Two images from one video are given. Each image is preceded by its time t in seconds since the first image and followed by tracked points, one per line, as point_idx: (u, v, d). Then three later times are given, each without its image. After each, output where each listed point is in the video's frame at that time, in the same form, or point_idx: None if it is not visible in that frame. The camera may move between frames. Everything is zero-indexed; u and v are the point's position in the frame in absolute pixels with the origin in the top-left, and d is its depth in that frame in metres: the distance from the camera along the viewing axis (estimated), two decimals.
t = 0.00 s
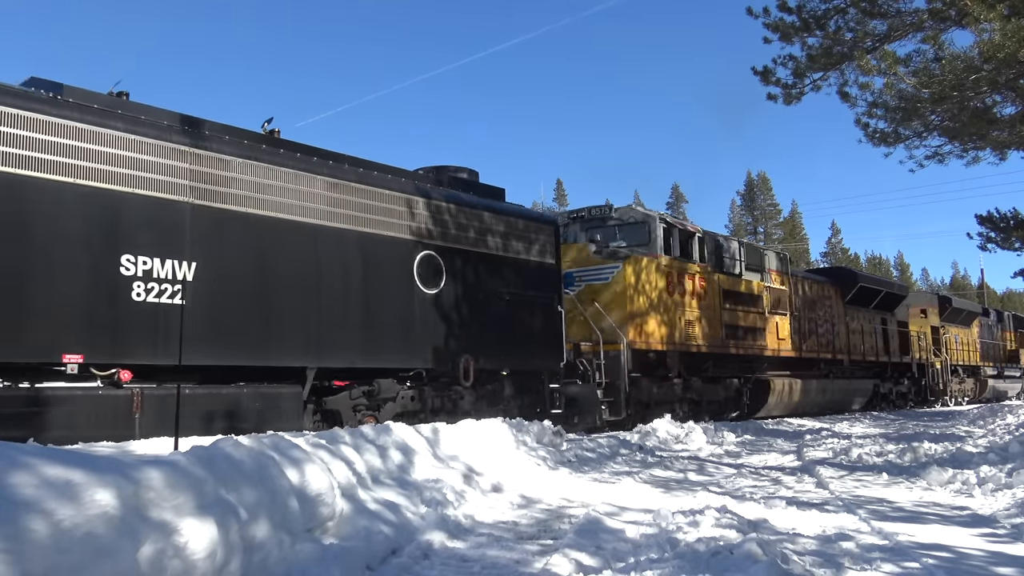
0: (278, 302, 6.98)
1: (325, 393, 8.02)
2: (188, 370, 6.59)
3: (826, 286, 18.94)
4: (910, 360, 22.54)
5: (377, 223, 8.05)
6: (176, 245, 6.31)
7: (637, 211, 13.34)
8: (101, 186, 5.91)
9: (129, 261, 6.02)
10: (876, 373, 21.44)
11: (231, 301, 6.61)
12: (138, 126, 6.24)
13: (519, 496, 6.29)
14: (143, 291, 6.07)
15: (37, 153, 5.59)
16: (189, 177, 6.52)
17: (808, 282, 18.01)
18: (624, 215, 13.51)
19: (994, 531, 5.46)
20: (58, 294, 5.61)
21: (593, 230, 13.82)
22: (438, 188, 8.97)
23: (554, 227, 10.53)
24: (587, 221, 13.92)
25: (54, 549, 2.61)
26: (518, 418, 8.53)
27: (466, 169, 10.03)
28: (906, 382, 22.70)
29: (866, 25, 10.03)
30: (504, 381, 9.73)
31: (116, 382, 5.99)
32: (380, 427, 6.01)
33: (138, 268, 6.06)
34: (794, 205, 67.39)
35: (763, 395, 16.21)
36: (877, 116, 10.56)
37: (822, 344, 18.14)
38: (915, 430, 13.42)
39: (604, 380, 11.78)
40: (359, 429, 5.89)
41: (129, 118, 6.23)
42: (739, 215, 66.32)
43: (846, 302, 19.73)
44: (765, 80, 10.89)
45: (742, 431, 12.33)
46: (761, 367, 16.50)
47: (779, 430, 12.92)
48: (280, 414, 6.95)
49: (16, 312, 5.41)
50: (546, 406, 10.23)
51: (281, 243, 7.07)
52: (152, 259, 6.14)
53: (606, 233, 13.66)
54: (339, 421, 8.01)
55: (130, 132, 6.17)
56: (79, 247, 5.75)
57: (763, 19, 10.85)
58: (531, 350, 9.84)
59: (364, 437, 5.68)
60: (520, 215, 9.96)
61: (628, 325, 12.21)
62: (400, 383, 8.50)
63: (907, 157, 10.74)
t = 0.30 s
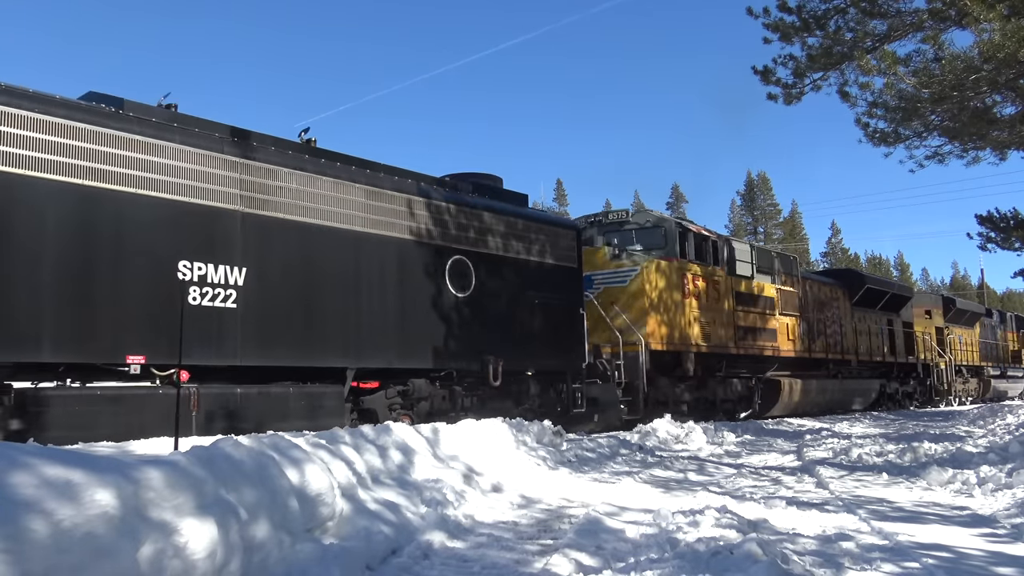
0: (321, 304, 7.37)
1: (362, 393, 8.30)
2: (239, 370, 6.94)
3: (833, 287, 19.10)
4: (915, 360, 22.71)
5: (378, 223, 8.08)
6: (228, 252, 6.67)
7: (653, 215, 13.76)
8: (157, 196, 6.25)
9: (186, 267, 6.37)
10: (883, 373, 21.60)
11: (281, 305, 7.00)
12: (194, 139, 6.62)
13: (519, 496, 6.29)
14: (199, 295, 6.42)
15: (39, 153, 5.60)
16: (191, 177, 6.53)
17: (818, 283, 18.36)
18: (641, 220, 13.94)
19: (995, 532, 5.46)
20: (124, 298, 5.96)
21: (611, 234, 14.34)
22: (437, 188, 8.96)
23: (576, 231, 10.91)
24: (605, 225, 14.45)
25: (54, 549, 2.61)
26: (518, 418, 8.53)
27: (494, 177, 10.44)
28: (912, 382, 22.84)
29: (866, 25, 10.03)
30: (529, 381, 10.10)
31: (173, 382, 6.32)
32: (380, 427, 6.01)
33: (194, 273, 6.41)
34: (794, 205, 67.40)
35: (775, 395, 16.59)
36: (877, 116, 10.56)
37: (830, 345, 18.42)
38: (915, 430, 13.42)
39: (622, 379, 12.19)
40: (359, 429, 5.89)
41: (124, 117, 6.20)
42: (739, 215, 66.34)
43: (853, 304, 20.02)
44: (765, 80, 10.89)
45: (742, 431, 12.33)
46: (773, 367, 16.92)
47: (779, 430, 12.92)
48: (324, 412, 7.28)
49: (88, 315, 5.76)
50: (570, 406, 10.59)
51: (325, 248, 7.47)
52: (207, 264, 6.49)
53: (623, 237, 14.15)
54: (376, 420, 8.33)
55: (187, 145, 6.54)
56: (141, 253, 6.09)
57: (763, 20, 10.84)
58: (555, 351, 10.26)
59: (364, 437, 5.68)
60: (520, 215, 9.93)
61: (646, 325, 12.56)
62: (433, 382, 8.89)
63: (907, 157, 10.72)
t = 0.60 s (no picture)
0: (365, 306, 7.81)
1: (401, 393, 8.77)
2: (291, 370, 7.38)
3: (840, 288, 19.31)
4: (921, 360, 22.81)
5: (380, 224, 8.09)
6: (281, 258, 7.09)
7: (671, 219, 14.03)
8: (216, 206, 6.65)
9: (244, 273, 6.78)
10: (889, 373, 21.71)
11: (330, 309, 7.44)
12: (251, 151, 7.04)
13: (519, 496, 6.28)
14: (255, 300, 6.83)
15: (90, 161, 5.88)
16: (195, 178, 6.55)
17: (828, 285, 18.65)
18: (659, 224, 14.26)
19: (994, 532, 5.46)
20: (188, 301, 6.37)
21: (629, 238, 14.70)
22: (438, 188, 8.96)
23: (599, 236, 11.33)
24: (624, 229, 14.85)
25: (54, 549, 2.61)
26: (518, 418, 8.53)
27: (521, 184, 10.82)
28: (919, 382, 22.91)
29: (866, 24, 10.02)
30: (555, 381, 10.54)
31: (231, 381, 6.77)
32: (380, 427, 6.01)
33: (251, 279, 6.82)
34: (795, 205, 67.42)
35: (787, 395, 16.89)
36: (877, 116, 10.56)
37: (838, 346, 18.63)
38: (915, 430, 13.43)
39: (644, 379, 12.52)
40: (359, 429, 5.89)
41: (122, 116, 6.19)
42: (739, 215, 66.36)
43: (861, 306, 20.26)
44: (765, 80, 10.88)
45: (741, 431, 12.34)
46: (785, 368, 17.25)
47: (779, 430, 12.92)
48: (369, 412, 7.67)
49: (155, 319, 6.17)
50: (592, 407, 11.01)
51: (370, 253, 7.92)
52: (264, 270, 6.91)
53: (641, 240, 14.50)
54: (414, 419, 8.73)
55: (245, 157, 6.96)
56: (203, 260, 6.51)
57: (763, 19, 10.84)
58: (579, 352, 10.69)
59: (364, 437, 5.68)
60: (521, 215, 9.92)
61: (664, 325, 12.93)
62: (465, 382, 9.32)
63: (907, 157, 10.72)
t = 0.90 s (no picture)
0: (401, 309, 8.18)
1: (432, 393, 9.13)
2: (331, 371, 7.74)
3: (845, 289, 19.44)
4: (926, 361, 22.87)
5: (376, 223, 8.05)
6: (323, 263, 7.45)
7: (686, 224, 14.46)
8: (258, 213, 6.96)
9: (290, 278, 7.15)
10: (895, 373, 21.80)
11: (368, 313, 7.83)
12: (296, 162, 7.40)
13: (519, 496, 6.29)
14: (300, 304, 7.19)
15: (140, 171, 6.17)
16: (187, 176, 6.49)
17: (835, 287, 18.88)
18: (673, 228, 14.67)
19: (994, 532, 5.46)
20: (239, 305, 6.74)
21: (644, 241, 15.11)
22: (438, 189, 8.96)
23: (619, 240, 11.71)
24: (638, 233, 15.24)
25: (54, 549, 2.60)
26: (518, 418, 8.53)
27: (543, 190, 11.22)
28: (925, 382, 22.96)
29: (866, 25, 10.03)
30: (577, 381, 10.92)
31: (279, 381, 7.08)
32: (380, 427, 6.02)
33: (296, 284, 7.18)
34: (795, 205, 67.44)
35: (797, 394, 17.20)
36: (877, 116, 10.56)
37: (845, 347, 18.84)
38: (916, 430, 13.43)
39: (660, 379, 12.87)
40: (359, 429, 5.89)
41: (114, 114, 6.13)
42: (739, 215, 66.39)
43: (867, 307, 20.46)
44: (765, 79, 10.87)
45: (741, 431, 12.33)
46: (795, 368, 17.55)
47: (779, 430, 12.91)
48: (404, 411, 8.03)
49: (208, 321, 6.51)
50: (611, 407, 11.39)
51: (406, 258, 8.29)
52: (309, 275, 7.28)
53: (656, 244, 14.93)
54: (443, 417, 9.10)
55: (291, 167, 7.32)
56: (253, 265, 6.87)
57: (764, 19, 10.83)
58: (599, 355, 11.06)
59: (364, 437, 5.68)
60: (521, 215, 9.92)
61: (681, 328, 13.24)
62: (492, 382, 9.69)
63: (907, 158, 10.71)
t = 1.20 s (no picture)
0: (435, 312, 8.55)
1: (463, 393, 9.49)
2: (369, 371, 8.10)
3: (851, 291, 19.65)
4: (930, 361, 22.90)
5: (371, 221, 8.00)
6: (362, 267, 7.81)
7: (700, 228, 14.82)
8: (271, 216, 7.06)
9: (332, 282, 7.51)
10: (901, 373, 21.86)
11: (404, 315, 8.20)
12: (338, 171, 7.78)
13: (519, 496, 6.29)
14: (342, 307, 7.57)
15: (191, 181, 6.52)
16: (183, 176, 6.47)
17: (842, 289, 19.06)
18: (687, 232, 15.06)
19: (994, 532, 5.46)
20: (287, 307, 7.10)
21: (659, 244, 15.52)
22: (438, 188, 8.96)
23: (637, 244, 12.10)
24: (654, 236, 15.67)
25: (54, 549, 2.60)
26: (518, 417, 8.52)
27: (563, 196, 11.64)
28: (929, 382, 22.97)
29: (866, 25, 10.04)
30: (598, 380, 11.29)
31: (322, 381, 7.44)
32: (380, 427, 6.02)
33: (338, 288, 7.55)
34: (794, 205, 67.46)
35: (807, 394, 17.48)
36: (877, 116, 10.55)
37: (852, 347, 19.01)
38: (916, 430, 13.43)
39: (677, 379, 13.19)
40: (359, 429, 5.89)
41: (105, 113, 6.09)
42: (739, 215, 66.43)
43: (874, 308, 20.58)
44: (765, 79, 10.87)
45: (741, 431, 12.34)
46: (803, 368, 17.83)
47: (779, 430, 12.91)
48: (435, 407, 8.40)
49: (258, 323, 6.88)
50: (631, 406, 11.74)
51: (439, 263, 8.67)
52: (348, 280, 7.64)
53: (671, 247, 15.34)
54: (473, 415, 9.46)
55: (333, 176, 7.69)
56: (298, 269, 7.22)
57: (764, 20, 10.82)
58: (618, 356, 11.43)
59: (364, 437, 5.68)
60: (521, 215, 9.93)
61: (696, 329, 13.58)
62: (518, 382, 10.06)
63: (907, 157, 10.70)
